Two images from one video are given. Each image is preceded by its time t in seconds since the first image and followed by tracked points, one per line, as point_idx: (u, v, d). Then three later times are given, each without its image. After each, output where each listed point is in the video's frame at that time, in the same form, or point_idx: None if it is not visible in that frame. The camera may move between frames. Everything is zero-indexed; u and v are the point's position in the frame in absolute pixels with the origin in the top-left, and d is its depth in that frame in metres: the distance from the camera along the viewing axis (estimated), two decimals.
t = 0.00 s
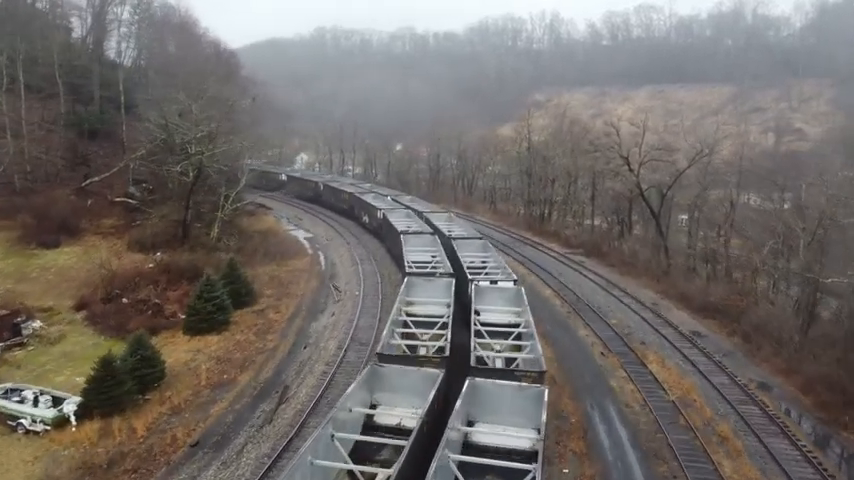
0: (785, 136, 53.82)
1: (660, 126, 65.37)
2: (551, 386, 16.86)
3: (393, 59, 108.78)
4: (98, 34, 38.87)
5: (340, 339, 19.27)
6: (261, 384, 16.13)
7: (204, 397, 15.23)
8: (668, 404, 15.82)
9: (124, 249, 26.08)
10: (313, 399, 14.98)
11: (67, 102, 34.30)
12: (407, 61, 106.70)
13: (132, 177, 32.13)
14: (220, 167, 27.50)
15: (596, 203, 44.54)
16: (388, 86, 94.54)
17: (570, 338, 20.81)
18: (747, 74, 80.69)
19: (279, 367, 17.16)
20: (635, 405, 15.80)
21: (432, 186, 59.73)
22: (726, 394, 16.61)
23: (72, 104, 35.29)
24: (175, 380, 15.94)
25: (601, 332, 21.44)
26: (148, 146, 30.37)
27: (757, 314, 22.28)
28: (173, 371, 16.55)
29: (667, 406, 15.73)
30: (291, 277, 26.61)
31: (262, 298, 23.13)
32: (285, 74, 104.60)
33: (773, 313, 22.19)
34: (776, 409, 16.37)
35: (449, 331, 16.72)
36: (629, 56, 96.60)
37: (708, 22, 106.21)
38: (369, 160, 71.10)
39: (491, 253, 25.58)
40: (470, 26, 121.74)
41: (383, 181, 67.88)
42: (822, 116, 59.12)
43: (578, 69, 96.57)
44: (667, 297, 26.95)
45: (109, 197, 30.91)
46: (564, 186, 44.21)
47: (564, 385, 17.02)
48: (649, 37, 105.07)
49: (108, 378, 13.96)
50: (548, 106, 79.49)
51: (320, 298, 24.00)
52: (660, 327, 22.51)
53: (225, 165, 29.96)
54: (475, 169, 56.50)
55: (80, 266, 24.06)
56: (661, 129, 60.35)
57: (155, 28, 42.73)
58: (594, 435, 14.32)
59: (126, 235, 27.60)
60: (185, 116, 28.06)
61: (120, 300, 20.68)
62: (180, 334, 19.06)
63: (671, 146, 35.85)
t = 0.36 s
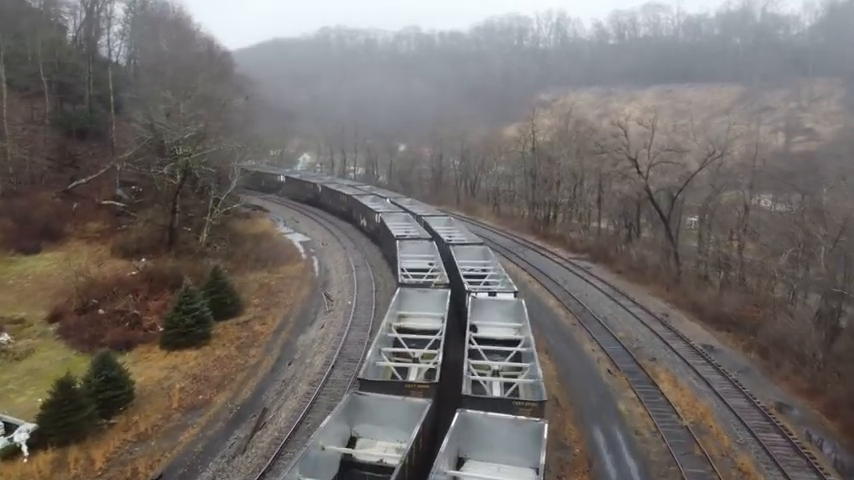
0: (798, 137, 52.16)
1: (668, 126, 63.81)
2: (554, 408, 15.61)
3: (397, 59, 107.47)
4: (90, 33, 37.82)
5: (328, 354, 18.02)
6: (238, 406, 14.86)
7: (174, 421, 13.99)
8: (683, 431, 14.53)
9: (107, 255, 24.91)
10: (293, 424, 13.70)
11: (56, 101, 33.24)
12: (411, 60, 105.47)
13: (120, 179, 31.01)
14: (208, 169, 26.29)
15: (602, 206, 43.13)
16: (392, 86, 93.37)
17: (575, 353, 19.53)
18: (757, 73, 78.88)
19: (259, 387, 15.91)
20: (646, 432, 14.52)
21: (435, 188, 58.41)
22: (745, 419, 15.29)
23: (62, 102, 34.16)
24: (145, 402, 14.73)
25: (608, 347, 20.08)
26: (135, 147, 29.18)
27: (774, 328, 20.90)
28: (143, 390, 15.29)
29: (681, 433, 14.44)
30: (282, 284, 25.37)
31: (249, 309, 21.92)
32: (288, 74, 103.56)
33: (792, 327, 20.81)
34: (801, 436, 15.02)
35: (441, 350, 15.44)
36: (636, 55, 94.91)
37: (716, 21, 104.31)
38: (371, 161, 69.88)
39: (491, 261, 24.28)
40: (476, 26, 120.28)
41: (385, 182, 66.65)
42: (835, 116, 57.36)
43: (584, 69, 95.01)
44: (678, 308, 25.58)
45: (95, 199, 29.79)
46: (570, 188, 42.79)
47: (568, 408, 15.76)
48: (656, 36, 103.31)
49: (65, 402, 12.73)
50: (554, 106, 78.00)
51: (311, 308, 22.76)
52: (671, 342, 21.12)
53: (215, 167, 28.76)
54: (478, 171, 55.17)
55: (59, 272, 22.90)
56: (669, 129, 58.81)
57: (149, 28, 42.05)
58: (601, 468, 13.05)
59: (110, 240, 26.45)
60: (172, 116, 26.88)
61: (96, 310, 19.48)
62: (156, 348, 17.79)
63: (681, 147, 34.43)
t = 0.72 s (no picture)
0: (823, 137, 49.91)
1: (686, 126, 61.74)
2: (565, 441, 14.18)
3: (409, 58, 106.15)
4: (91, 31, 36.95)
5: (319, 375, 16.66)
6: (216, 436, 13.51)
7: (143, 453, 12.69)
8: (710, 471, 13.03)
9: (96, 263, 23.82)
10: (272, 461, 12.32)
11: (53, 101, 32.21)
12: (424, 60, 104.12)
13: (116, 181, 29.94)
14: (202, 172, 25.11)
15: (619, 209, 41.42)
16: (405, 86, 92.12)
17: (589, 374, 18.07)
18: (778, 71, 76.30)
19: (241, 414, 14.57)
20: (668, 472, 13.05)
21: (445, 189, 56.97)
22: (780, 457, 13.74)
23: (60, 103, 33.22)
24: (114, 430, 13.44)
25: (625, 368, 18.51)
26: (129, 150, 28.07)
27: (807, 349, 19.21)
28: (114, 416, 14.01)
29: (709, 474, 12.94)
30: (279, 294, 24.11)
31: (241, 321, 20.68)
32: (300, 75, 102.70)
33: (827, 348, 19.12)
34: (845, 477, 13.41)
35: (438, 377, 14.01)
36: (653, 54, 92.62)
37: (735, 18, 101.48)
38: (381, 162, 68.63)
39: (498, 271, 22.82)
40: (490, 24, 118.49)
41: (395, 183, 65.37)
42: None
43: (600, 68, 92.92)
44: (700, 322, 23.90)
45: (89, 203, 28.75)
46: (585, 191, 41.09)
47: (581, 440, 14.33)
48: (674, 34, 100.80)
49: (18, 435, 11.46)
50: (568, 106, 76.11)
51: (307, 321, 21.43)
52: (694, 361, 19.47)
53: (212, 169, 27.59)
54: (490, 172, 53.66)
55: (44, 281, 21.80)
56: (688, 129, 56.78)
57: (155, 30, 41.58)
58: None
59: (101, 245, 25.34)
60: (166, 117, 25.75)
61: (76, 323, 18.29)
62: (136, 366, 16.55)
63: (704, 149, 32.61)
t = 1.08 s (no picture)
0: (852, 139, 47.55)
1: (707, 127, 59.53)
2: None
3: (422, 58, 104.67)
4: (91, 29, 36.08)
5: (308, 399, 15.24)
6: (188, 472, 12.14)
7: None
8: None
9: (85, 270, 22.68)
10: None
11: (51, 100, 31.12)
12: (437, 60, 102.65)
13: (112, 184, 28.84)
14: (197, 175, 23.89)
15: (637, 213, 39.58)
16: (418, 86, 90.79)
17: (606, 399, 16.52)
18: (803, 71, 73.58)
19: (219, 444, 13.19)
20: None
21: (457, 191, 55.46)
22: None
23: (58, 103, 32.29)
24: (76, 463, 12.13)
25: (646, 393, 16.86)
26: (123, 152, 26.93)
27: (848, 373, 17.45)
28: (79, 446, 12.75)
29: None
30: (275, 305, 22.81)
31: (232, 335, 19.37)
32: (313, 76, 101.76)
33: None
34: None
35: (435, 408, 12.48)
36: (672, 52, 90.06)
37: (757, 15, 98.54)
38: (392, 163, 67.31)
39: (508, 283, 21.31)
40: (504, 24, 116.61)
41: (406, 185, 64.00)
42: None
43: (616, 67, 90.69)
44: (727, 338, 22.13)
45: (83, 206, 27.65)
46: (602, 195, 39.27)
47: None
48: (693, 33, 98.17)
49: None
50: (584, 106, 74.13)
51: (303, 335, 20.05)
52: (722, 385, 17.78)
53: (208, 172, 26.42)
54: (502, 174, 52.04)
55: (27, 289, 20.68)
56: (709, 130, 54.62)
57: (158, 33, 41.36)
58: None
59: (91, 252, 24.21)
60: (160, 117, 24.55)
61: (52, 338, 17.07)
62: (112, 387, 15.29)
63: (729, 151, 30.73)
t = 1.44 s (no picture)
0: None
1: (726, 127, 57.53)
2: None
3: (435, 58, 103.30)
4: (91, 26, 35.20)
5: (296, 423, 13.98)
6: None
7: None
8: None
9: (73, 277, 21.67)
10: None
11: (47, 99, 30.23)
12: (449, 60, 101.31)
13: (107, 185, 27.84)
14: (190, 177, 22.80)
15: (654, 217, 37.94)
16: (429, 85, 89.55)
17: (623, 425, 15.10)
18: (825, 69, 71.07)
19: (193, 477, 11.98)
20: None
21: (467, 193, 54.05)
22: None
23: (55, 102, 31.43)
24: None
25: (666, 418, 15.40)
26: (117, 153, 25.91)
27: None
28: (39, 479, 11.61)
29: None
30: (270, 315, 21.63)
31: (221, 349, 18.19)
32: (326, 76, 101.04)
33: None
34: None
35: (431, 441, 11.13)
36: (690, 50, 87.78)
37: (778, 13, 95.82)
38: (401, 163, 66.09)
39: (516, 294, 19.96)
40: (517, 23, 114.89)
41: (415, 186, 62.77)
42: None
43: (631, 67, 88.71)
44: (752, 353, 20.56)
45: (76, 209, 26.68)
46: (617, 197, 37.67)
47: None
48: (711, 31, 95.73)
49: None
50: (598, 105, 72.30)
51: (297, 348, 18.81)
52: (750, 409, 16.25)
53: (204, 174, 25.36)
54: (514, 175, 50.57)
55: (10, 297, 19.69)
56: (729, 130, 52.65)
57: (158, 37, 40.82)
58: None
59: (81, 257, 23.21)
60: (153, 116, 23.49)
61: (27, 352, 16.00)
62: (85, 408, 14.17)
63: (754, 152, 29.00)
